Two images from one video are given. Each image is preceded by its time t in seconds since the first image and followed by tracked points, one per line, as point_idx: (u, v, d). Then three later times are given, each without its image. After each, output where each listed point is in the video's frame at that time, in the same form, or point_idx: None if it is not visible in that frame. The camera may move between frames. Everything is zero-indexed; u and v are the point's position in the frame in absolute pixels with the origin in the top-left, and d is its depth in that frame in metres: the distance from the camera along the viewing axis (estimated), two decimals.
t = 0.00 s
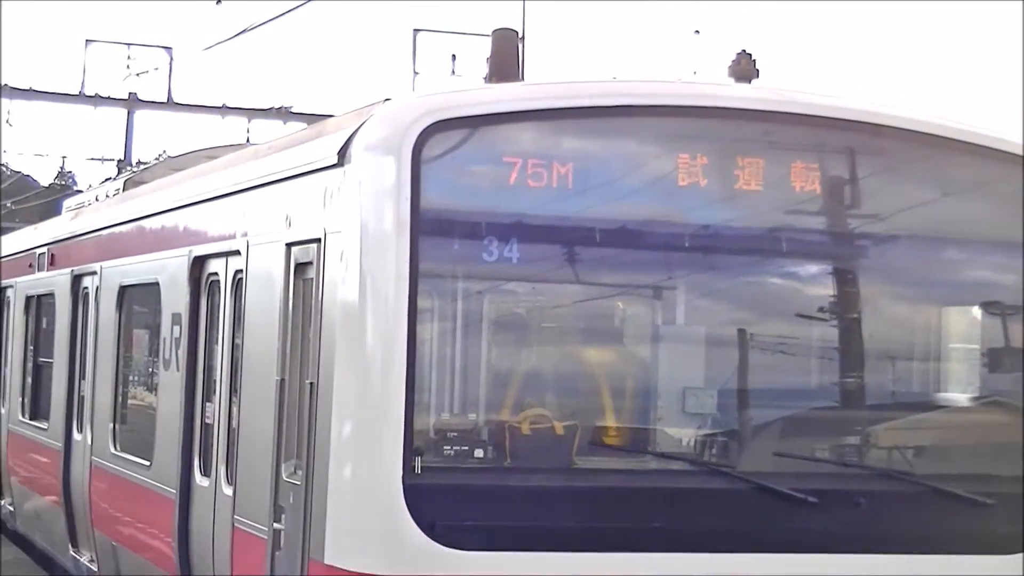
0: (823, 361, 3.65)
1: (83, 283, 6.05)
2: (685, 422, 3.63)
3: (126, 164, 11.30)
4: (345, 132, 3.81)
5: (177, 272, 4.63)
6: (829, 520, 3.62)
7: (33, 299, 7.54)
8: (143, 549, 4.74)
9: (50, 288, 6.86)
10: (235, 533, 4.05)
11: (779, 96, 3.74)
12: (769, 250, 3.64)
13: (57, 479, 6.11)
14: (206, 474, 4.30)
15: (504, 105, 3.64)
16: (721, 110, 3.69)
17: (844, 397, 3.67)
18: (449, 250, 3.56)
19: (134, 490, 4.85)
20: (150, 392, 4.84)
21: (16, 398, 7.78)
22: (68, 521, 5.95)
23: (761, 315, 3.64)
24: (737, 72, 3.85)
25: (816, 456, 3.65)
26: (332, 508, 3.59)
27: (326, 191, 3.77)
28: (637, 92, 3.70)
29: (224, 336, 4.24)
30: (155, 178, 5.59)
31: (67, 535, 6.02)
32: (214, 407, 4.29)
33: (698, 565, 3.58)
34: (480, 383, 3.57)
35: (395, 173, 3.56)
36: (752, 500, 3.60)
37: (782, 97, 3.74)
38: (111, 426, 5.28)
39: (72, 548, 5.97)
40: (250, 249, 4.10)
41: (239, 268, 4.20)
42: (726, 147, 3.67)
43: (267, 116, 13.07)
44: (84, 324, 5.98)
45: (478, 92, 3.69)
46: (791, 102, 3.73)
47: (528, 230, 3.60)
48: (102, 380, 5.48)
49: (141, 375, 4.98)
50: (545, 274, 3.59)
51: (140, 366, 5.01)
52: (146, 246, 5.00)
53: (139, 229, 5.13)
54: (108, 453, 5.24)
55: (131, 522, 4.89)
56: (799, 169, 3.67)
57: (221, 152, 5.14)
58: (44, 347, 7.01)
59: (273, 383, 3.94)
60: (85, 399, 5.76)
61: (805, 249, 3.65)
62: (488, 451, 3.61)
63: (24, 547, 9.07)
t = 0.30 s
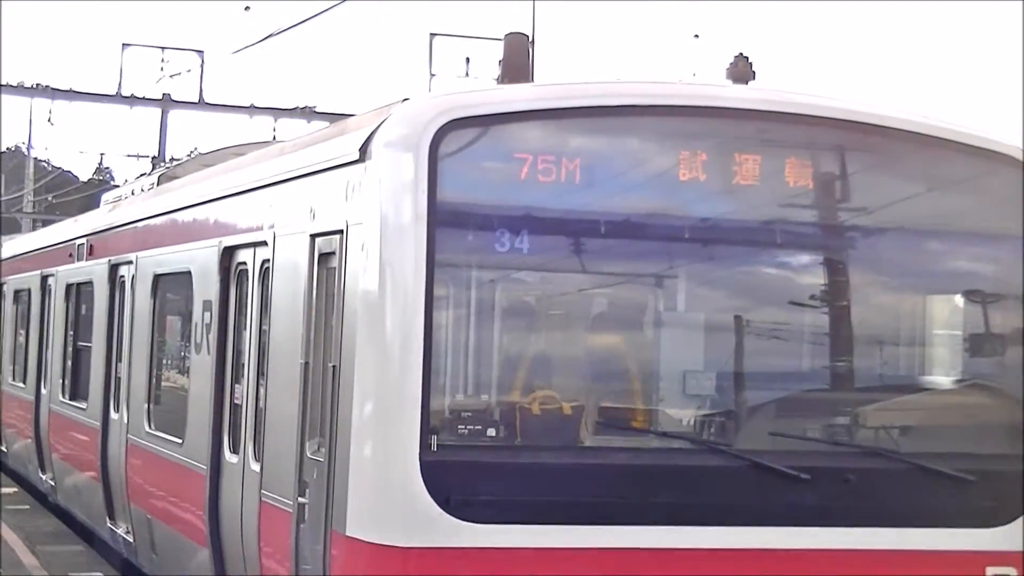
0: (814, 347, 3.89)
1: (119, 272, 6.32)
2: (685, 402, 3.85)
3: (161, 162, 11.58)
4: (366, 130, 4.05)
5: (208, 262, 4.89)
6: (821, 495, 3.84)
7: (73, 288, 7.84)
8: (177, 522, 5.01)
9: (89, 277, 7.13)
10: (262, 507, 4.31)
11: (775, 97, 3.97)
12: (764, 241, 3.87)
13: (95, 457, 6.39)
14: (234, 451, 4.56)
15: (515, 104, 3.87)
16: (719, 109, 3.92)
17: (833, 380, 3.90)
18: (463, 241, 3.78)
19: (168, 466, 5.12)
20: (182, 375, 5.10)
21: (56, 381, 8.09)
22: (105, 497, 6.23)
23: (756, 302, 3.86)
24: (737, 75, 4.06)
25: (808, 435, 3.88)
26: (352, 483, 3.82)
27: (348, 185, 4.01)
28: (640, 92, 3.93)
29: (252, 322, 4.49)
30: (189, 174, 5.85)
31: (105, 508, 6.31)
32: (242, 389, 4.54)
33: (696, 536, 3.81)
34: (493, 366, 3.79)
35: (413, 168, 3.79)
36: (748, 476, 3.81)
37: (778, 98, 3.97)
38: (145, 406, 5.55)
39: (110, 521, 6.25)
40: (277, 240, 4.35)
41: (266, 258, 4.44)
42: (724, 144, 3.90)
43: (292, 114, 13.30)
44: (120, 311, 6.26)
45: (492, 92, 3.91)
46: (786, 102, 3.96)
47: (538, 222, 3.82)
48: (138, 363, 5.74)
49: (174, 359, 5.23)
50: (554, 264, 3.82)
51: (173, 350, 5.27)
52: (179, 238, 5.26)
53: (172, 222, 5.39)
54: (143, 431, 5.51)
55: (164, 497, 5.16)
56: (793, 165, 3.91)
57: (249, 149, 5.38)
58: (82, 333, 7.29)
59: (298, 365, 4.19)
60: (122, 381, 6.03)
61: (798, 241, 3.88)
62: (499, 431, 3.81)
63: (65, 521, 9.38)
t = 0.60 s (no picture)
0: (802, 333, 4.13)
1: (148, 263, 6.58)
2: (681, 385, 4.09)
3: (196, 161, 11.85)
4: (380, 129, 4.28)
5: (232, 253, 5.15)
6: (809, 473, 4.07)
7: (104, 278, 8.13)
8: (204, 499, 5.28)
9: (120, 267, 7.41)
10: (283, 484, 4.57)
11: (767, 97, 4.19)
12: (755, 234, 4.10)
13: (125, 437, 6.66)
14: (256, 431, 4.83)
15: (521, 104, 4.07)
16: (713, 109, 4.15)
17: (820, 363, 4.14)
18: (471, 234, 4.00)
19: (195, 446, 5.41)
20: (208, 360, 5.36)
21: (89, 364, 8.38)
22: (136, 475, 6.50)
23: (747, 291, 4.10)
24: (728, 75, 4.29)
25: (796, 416, 4.12)
26: (369, 462, 4.03)
27: (364, 181, 4.24)
28: (639, 93, 4.15)
29: (274, 310, 4.74)
30: (214, 170, 6.11)
31: (135, 485, 6.59)
32: (264, 372, 4.79)
33: (691, 511, 4.02)
34: (500, 353, 4.02)
35: (425, 165, 4.00)
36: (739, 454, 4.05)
37: (770, 98, 4.19)
38: (173, 389, 5.82)
39: (140, 497, 6.54)
40: (297, 233, 4.60)
41: (287, 250, 4.69)
42: (718, 142, 4.13)
43: (311, 114, 13.53)
44: (149, 300, 6.53)
45: (498, 93, 4.11)
46: (776, 103, 4.19)
47: (542, 216, 4.04)
48: (166, 348, 6.01)
49: (199, 346, 5.50)
50: (557, 256, 4.05)
51: (198, 337, 5.53)
52: (205, 231, 5.51)
53: (198, 216, 5.65)
54: (171, 412, 5.79)
55: (191, 474, 5.44)
56: (784, 162, 4.14)
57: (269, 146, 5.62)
58: (113, 320, 7.57)
59: (317, 350, 4.43)
60: (151, 365, 6.29)
61: (786, 234, 4.12)
62: (507, 412, 4.03)
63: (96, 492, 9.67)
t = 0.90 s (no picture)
0: (795, 318, 4.37)
1: (179, 253, 6.86)
2: (682, 367, 4.30)
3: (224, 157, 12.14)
4: (396, 125, 4.53)
5: (258, 243, 5.42)
6: (801, 449, 4.30)
7: (137, 267, 8.43)
8: (231, 475, 5.57)
9: (152, 257, 7.70)
10: (305, 459, 4.84)
11: (762, 95, 4.44)
12: (751, 223, 4.35)
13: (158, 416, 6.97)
14: (280, 411, 5.10)
15: (530, 101, 4.28)
16: (712, 106, 4.39)
17: (813, 346, 4.38)
18: (484, 224, 4.19)
19: (223, 426, 5.69)
20: (234, 344, 5.63)
21: (123, 347, 8.68)
22: (168, 451, 6.79)
23: (743, 278, 4.34)
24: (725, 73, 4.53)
25: (790, 396, 4.35)
26: (388, 439, 4.22)
27: (381, 175, 4.48)
28: (643, 91, 4.38)
29: (297, 297, 5.00)
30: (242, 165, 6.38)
31: (167, 461, 6.90)
32: (289, 355, 5.05)
33: (690, 485, 4.24)
34: (510, 335, 4.20)
35: (440, 158, 4.18)
36: (736, 431, 4.26)
37: (765, 96, 4.44)
38: (203, 370, 6.11)
39: (171, 472, 6.85)
40: (319, 224, 4.86)
41: (309, 239, 4.95)
42: (716, 137, 4.37)
43: (332, 112, 13.77)
44: (179, 288, 6.81)
45: (508, 91, 4.31)
46: (771, 100, 4.44)
47: (549, 207, 4.24)
48: (195, 333, 6.29)
49: (227, 330, 5.77)
50: (564, 245, 4.25)
51: (226, 323, 5.80)
52: (232, 222, 5.78)
53: (226, 209, 5.92)
54: (201, 393, 6.08)
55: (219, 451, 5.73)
56: (778, 156, 4.39)
57: (292, 142, 5.88)
58: (145, 307, 7.87)
59: (338, 334, 4.68)
60: (181, 348, 6.57)
61: (779, 223, 4.36)
62: (516, 392, 4.20)
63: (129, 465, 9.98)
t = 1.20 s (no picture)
0: (789, 303, 4.62)
1: (206, 242, 7.14)
2: (681, 349, 4.55)
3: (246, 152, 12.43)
4: (411, 121, 4.78)
5: (280, 233, 5.69)
6: (794, 427, 4.56)
7: (166, 256, 8.73)
8: (257, 452, 5.86)
9: (180, 247, 7.99)
10: (326, 437, 5.11)
11: (758, 91, 4.69)
12: (747, 213, 4.59)
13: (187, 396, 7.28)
14: (302, 392, 5.38)
15: (538, 98, 4.51)
16: (710, 102, 4.63)
17: (806, 329, 4.63)
18: (494, 215, 4.41)
19: (249, 406, 5.99)
20: (259, 328, 5.91)
21: (154, 332, 9.00)
22: (197, 428, 7.09)
23: (740, 265, 4.59)
24: (720, 71, 4.76)
25: (784, 377, 4.59)
26: (403, 417, 4.43)
27: (397, 169, 4.72)
28: (644, 88, 4.63)
29: (318, 284, 5.26)
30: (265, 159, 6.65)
31: (196, 439, 7.20)
32: (310, 339, 5.33)
33: (689, 461, 4.48)
34: (519, 320, 4.43)
35: (453, 151, 4.40)
36: (733, 410, 4.51)
37: (760, 93, 4.69)
38: (229, 353, 6.40)
39: (200, 449, 7.16)
40: (339, 215, 5.12)
41: (329, 229, 5.21)
42: (713, 131, 4.62)
43: (350, 108, 14.02)
44: (207, 276, 7.09)
45: (517, 89, 4.54)
46: (766, 96, 4.69)
47: (555, 199, 4.47)
48: (222, 318, 6.57)
49: (251, 316, 6.04)
50: (569, 235, 4.48)
51: (251, 309, 6.07)
52: (257, 213, 6.06)
53: (250, 201, 6.20)
54: (228, 374, 6.38)
55: (246, 430, 6.01)
56: (773, 149, 4.64)
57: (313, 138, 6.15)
58: (175, 293, 8.16)
59: (356, 320, 4.94)
60: (209, 333, 6.86)
61: (774, 213, 4.61)
62: (524, 373, 4.42)
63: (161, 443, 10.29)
